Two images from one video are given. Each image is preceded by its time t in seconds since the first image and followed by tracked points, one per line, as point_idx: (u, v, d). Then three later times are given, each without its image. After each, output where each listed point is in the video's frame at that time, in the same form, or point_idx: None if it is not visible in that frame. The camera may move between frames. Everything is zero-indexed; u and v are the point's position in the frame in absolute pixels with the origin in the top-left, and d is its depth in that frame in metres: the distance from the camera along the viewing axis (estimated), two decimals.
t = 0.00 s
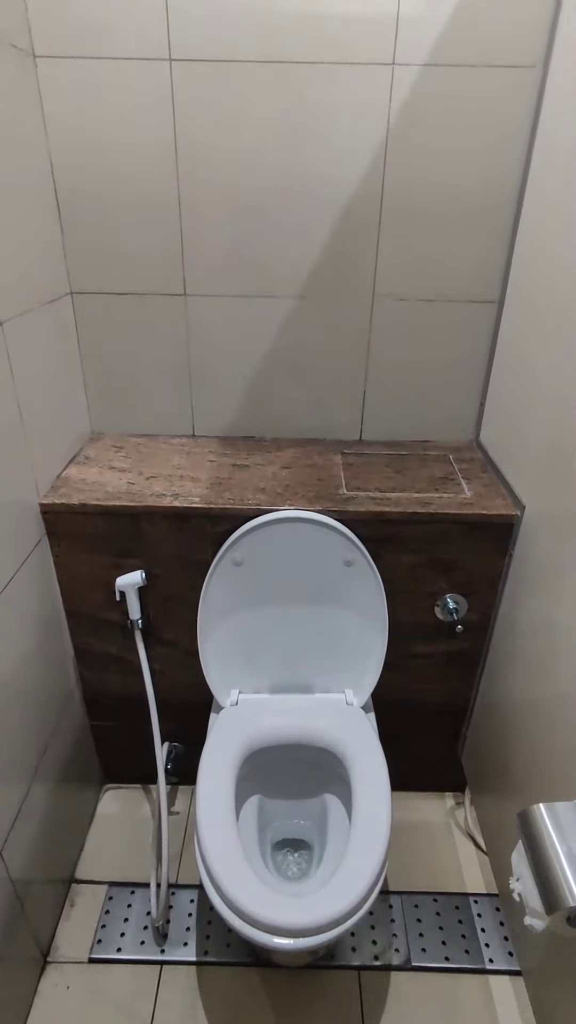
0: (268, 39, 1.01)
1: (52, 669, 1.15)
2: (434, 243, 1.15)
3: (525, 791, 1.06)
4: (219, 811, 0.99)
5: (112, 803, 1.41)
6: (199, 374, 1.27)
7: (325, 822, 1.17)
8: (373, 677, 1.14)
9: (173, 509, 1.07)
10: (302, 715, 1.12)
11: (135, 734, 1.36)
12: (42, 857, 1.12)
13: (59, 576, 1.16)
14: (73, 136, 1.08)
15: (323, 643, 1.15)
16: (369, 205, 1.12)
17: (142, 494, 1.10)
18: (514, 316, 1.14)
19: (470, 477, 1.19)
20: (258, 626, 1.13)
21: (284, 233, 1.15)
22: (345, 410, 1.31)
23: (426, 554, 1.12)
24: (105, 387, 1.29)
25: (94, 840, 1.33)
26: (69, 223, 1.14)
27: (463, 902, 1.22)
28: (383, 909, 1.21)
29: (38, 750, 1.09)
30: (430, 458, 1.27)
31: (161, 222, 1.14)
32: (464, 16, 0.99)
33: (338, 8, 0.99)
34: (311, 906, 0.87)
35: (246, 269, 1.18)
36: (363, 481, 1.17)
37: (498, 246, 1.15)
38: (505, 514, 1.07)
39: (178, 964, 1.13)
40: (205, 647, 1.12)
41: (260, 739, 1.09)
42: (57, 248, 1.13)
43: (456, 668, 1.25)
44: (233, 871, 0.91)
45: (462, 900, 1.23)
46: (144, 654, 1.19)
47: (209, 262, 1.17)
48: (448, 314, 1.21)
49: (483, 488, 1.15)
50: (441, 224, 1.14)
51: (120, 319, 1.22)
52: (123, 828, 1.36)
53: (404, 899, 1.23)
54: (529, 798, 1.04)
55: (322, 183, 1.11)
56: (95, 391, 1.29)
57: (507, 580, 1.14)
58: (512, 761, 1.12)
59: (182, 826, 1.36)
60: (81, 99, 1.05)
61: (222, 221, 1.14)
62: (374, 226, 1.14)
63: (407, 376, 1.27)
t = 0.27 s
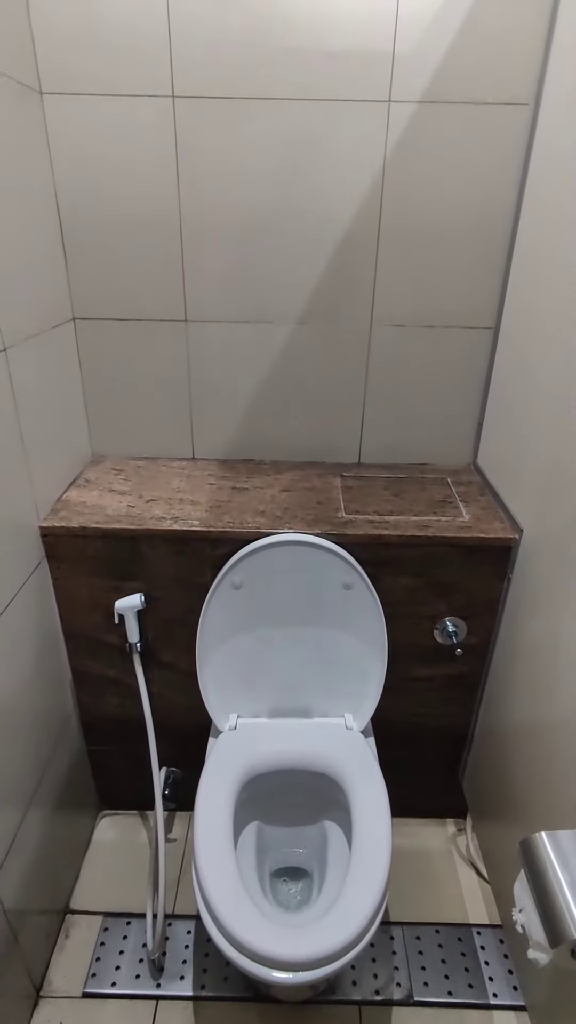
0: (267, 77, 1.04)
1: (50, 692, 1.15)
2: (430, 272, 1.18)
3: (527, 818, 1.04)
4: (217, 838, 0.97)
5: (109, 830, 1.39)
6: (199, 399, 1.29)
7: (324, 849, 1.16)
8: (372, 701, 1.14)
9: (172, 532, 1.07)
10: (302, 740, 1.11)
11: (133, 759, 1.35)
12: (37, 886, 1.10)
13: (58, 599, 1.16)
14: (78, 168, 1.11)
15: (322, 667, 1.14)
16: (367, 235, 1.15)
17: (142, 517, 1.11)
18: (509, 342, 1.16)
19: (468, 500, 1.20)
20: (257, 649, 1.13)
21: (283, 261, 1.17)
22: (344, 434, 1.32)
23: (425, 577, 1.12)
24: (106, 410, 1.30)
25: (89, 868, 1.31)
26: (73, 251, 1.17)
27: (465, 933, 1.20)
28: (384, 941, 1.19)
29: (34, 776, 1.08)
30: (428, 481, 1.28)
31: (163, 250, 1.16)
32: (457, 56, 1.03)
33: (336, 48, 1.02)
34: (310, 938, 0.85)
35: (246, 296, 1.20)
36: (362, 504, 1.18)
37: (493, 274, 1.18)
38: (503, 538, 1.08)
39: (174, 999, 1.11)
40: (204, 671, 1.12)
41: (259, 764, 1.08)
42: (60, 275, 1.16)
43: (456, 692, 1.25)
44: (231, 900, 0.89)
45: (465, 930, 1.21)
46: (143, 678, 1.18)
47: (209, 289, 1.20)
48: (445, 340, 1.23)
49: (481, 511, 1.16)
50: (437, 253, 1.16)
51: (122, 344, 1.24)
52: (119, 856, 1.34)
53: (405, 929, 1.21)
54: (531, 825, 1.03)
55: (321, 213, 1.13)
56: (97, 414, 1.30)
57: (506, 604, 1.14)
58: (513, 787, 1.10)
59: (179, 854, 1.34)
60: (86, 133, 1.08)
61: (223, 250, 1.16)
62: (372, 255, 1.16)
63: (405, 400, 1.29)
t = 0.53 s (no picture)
0: (266, 111, 1.07)
1: (46, 716, 1.14)
2: (426, 298, 1.20)
3: (529, 844, 1.03)
4: (214, 865, 0.96)
5: (104, 857, 1.37)
6: (198, 421, 1.30)
7: (323, 876, 1.14)
8: (372, 724, 1.13)
9: (171, 554, 1.08)
10: (300, 764, 1.10)
11: (129, 784, 1.33)
12: (30, 916, 1.07)
13: (55, 621, 1.15)
14: (81, 199, 1.13)
15: (321, 689, 1.13)
16: (363, 262, 1.17)
17: (140, 539, 1.11)
18: (505, 366, 1.17)
19: (466, 522, 1.20)
20: (256, 671, 1.13)
21: (282, 288, 1.19)
22: (342, 456, 1.33)
23: (423, 600, 1.12)
24: (106, 433, 1.31)
25: (84, 897, 1.28)
26: (76, 277, 1.19)
27: (468, 963, 1.18)
28: (385, 973, 1.16)
29: (29, 802, 1.06)
30: (426, 503, 1.28)
31: (164, 277, 1.19)
32: (450, 92, 1.06)
33: (332, 84, 1.05)
34: (309, 970, 0.84)
35: (245, 322, 1.22)
36: (360, 526, 1.18)
37: (489, 300, 1.20)
38: (501, 560, 1.08)
39: None
40: (202, 694, 1.11)
41: (257, 789, 1.07)
42: (63, 301, 1.18)
43: (455, 715, 1.24)
44: (228, 931, 0.88)
45: (468, 960, 1.18)
46: (140, 701, 1.17)
47: (209, 315, 1.21)
48: (442, 364, 1.25)
49: (479, 533, 1.16)
50: (433, 280, 1.18)
51: (122, 368, 1.26)
52: (114, 884, 1.31)
53: (406, 960, 1.18)
54: (533, 852, 1.02)
55: (319, 241, 1.16)
56: (97, 437, 1.31)
57: (504, 626, 1.14)
58: (515, 813, 1.09)
59: (175, 881, 1.31)
60: (90, 164, 1.11)
61: (223, 277, 1.19)
62: (369, 282, 1.19)
63: (402, 423, 1.30)
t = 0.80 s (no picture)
0: (266, 145, 1.10)
1: (43, 741, 1.13)
2: (423, 324, 1.22)
3: (531, 872, 1.01)
4: (212, 894, 0.94)
5: (99, 886, 1.34)
6: (198, 444, 1.31)
7: (323, 905, 1.12)
8: (372, 748, 1.12)
9: (170, 577, 1.08)
10: (300, 790, 1.08)
11: (126, 810, 1.31)
12: (23, 947, 1.05)
13: (54, 644, 1.15)
14: (85, 228, 1.16)
15: (320, 713, 1.13)
16: (361, 289, 1.19)
17: (140, 562, 1.11)
18: (501, 391, 1.19)
19: (464, 545, 1.21)
20: (255, 695, 1.12)
21: (281, 314, 1.21)
22: (340, 479, 1.34)
23: (422, 623, 1.12)
24: (106, 455, 1.32)
25: (78, 928, 1.26)
26: (78, 303, 1.21)
27: (470, 996, 1.15)
28: (386, 1007, 1.13)
29: (24, 829, 1.05)
30: (424, 526, 1.29)
31: (165, 304, 1.21)
32: (444, 126, 1.09)
33: (330, 118, 1.09)
34: (308, 1004, 0.82)
35: (245, 347, 1.24)
36: (359, 548, 1.19)
37: (484, 326, 1.22)
38: (499, 582, 1.08)
39: None
40: (200, 718, 1.10)
41: (255, 815, 1.05)
42: (65, 326, 1.19)
43: (455, 739, 1.23)
44: (225, 963, 0.86)
45: (470, 993, 1.16)
46: (138, 725, 1.16)
47: (209, 340, 1.23)
48: (439, 389, 1.26)
49: (477, 556, 1.17)
50: (429, 306, 1.20)
51: (123, 392, 1.27)
52: (109, 914, 1.29)
53: (408, 992, 1.16)
54: (535, 880, 1.00)
55: (317, 269, 1.18)
56: (97, 459, 1.32)
57: (504, 649, 1.14)
58: (516, 840, 1.08)
59: (172, 911, 1.29)
60: (94, 194, 1.14)
61: (223, 303, 1.21)
62: (366, 308, 1.21)
63: (400, 446, 1.31)
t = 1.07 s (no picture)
0: (265, 175, 1.13)
1: (40, 765, 1.11)
2: (421, 348, 1.23)
3: (534, 901, 1.00)
4: (209, 925, 0.92)
5: (95, 915, 1.32)
6: (198, 466, 1.32)
7: (323, 936, 1.09)
8: (372, 773, 1.11)
9: (169, 599, 1.08)
10: (299, 816, 1.07)
11: (123, 836, 1.29)
12: (17, 979, 1.03)
13: (52, 667, 1.14)
14: (88, 256, 1.18)
15: (320, 737, 1.12)
16: (359, 315, 1.21)
17: (139, 584, 1.11)
18: (498, 414, 1.20)
19: (463, 566, 1.21)
20: (254, 718, 1.11)
21: (280, 338, 1.23)
22: (339, 500, 1.35)
23: (422, 645, 1.12)
24: (107, 477, 1.33)
25: (73, 959, 1.23)
26: (80, 328, 1.22)
27: None
28: None
29: (20, 856, 1.03)
30: (423, 548, 1.29)
31: (166, 328, 1.22)
32: (440, 157, 1.12)
33: (328, 149, 1.11)
34: None
35: (245, 370, 1.25)
36: (358, 570, 1.19)
37: (481, 350, 1.23)
38: (498, 605, 1.08)
39: None
40: (199, 742, 1.09)
41: (254, 842, 1.04)
42: (67, 350, 1.21)
43: (457, 764, 1.22)
44: (222, 997, 0.84)
45: None
46: (136, 749, 1.15)
47: (209, 364, 1.25)
48: (436, 411, 1.28)
49: (476, 577, 1.17)
50: (426, 330, 1.22)
51: (124, 414, 1.28)
52: (105, 944, 1.26)
53: None
54: (539, 909, 0.98)
55: (316, 294, 1.20)
56: (97, 481, 1.33)
57: (504, 671, 1.14)
58: (519, 867, 1.06)
59: (169, 941, 1.26)
60: (96, 222, 1.16)
61: (223, 327, 1.22)
62: (364, 332, 1.22)
63: (399, 468, 1.32)
